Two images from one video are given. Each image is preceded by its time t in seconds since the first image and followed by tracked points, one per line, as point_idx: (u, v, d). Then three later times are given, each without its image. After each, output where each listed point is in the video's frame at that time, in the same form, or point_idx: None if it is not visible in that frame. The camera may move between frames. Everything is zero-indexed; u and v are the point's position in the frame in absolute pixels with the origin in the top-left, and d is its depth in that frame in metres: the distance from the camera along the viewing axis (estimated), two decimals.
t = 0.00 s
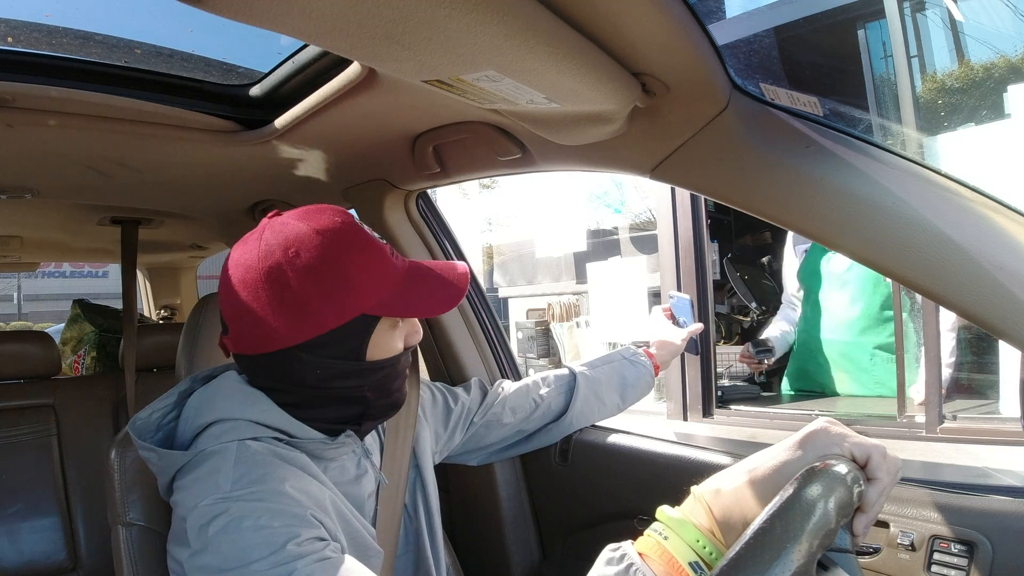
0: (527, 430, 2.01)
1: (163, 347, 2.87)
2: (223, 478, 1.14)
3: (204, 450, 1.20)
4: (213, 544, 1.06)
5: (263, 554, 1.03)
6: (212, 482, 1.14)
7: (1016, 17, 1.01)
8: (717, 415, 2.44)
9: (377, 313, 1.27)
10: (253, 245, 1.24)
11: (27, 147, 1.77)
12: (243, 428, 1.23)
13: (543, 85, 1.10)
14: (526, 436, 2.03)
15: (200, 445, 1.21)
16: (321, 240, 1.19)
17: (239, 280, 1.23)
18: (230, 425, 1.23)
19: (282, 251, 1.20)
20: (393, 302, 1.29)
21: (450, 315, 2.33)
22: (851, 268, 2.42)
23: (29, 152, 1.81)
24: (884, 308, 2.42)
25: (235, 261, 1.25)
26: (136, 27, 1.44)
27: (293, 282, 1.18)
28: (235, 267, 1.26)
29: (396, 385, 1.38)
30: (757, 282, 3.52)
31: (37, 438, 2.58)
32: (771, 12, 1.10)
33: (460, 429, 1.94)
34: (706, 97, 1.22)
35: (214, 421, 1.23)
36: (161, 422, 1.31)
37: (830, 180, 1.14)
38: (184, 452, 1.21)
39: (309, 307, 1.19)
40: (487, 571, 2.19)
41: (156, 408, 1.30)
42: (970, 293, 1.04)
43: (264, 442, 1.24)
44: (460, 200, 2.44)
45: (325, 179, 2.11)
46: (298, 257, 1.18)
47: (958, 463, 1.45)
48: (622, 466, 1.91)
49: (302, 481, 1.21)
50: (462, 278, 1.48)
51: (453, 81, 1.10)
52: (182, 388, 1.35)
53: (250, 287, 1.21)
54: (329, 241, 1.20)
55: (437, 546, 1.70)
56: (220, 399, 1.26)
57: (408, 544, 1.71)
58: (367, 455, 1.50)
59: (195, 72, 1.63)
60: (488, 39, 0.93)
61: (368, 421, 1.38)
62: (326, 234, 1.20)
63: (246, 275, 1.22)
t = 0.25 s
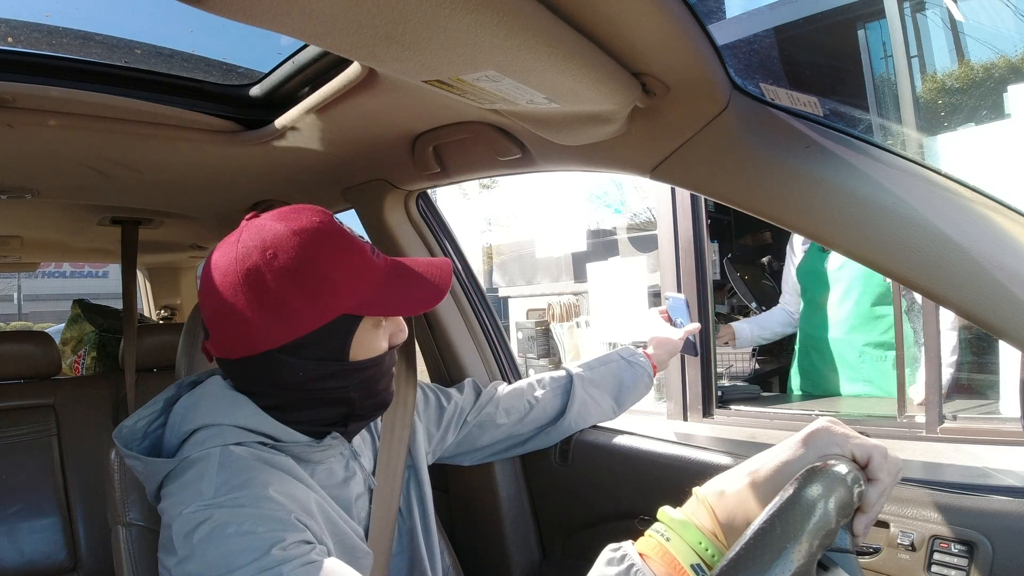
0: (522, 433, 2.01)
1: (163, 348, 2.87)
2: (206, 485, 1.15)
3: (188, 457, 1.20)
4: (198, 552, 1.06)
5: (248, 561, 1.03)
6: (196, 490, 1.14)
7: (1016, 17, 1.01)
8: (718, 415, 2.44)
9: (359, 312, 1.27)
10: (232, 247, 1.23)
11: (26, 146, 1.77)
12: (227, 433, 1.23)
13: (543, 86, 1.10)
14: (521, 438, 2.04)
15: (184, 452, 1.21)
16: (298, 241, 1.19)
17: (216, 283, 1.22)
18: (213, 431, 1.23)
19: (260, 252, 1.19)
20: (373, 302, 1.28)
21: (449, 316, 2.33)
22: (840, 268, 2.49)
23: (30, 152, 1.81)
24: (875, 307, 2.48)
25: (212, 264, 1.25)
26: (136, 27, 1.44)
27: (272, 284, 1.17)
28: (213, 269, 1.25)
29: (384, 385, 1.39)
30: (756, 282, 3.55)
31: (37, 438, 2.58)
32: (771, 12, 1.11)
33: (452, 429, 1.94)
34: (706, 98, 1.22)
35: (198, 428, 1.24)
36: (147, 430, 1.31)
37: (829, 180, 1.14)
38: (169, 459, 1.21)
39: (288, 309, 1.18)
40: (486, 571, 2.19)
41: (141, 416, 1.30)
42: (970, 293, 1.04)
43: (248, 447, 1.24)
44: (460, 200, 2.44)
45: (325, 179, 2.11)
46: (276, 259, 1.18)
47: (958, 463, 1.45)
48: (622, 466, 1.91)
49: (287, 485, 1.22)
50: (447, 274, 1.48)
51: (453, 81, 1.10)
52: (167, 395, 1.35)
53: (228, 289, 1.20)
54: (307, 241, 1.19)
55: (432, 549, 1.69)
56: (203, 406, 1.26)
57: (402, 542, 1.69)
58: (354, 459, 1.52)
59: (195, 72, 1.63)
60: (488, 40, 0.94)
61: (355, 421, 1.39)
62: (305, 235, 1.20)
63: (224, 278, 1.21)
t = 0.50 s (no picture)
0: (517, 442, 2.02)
1: (165, 348, 2.88)
2: (240, 472, 1.14)
3: (221, 444, 1.19)
4: (229, 541, 1.05)
5: (282, 551, 1.03)
6: (230, 476, 1.14)
7: (1016, 18, 1.02)
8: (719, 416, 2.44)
9: (396, 298, 1.28)
10: (282, 235, 1.24)
11: (28, 148, 1.77)
12: (260, 423, 1.22)
13: (544, 86, 1.10)
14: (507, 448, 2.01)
15: (214, 442, 1.20)
16: (349, 228, 1.20)
17: (269, 268, 1.22)
18: (248, 420, 1.22)
19: (312, 239, 1.20)
20: (412, 292, 1.30)
21: (450, 316, 2.33)
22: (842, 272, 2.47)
23: (31, 153, 1.81)
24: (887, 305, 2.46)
25: (263, 252, 1.25)
26: (137, 28, 1.44)
27: (322, 269, 1.18)
28: (264, 256, 1.25)
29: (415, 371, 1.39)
30: (756, 282, 3.67)
31: (39, 439, 2.58)
32: (772, 13, 1.10)
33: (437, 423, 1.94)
34: (707, 99, 1.22)
35: (231, 416, 1.22)
36: (178, 415, 1.29)
37: (830, 181, 1.14)
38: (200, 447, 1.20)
39: (337, 295, 1.19)
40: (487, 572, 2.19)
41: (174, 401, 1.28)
42: (971, 294, 1.04)
43: (278, 436, 1.23)
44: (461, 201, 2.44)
45: (326, 180, 2.11)
46: (328, 244, 1.19)
47: (960, 463, 1.45)
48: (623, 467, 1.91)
49: (318, 475, 1.21)
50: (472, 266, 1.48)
51: (454, 83, 1.10)
52: (201, 381, 1.34)
53: (277, 273, 1.20)
54: (357, 229, 1.21)
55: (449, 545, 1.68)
56: (237, 394, 1.25)
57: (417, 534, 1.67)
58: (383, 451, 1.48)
59: (196, 73, 1.63)
60: (489, 40, 0.94)
61: (385, 408, 1.39)
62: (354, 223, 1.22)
63: (275, 263, 1.22)
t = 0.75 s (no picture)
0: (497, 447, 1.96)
1: (165, 348, 2.88)
2: (210, 494, 1.11)
3: (184, 464, 1.16)
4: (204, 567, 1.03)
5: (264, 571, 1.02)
6: (200, 499, 1.11)
7: (1016, 17, 1.02)
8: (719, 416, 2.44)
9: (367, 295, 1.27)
10: (245, 230, 1.22)
11: (27, 147, 1.77)
12: (227, 437, 1.19)
13: (544, 86, 1.10)
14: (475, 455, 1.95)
15: (177, 460, 1.17)
16: (316, 220, 1.19)
17: (231, 265, 1.19)
18: (212, 435, 1.19)
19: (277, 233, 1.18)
20: (384, 288, 1.29)
21: (450, 316, 2.33)
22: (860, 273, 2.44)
23: (31, 153, 1.81)
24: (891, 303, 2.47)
25: (222, 249, 1.22)
26: (137, 27, 1.44)
27: (291, 262, 1.16)
28: (226, 253, 1.22)
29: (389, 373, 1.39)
30: (757, 282, 3.67)
31: (39, 439, 2.58)
32: (772, 12, 1.10)
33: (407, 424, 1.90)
34: (707, 98, 1.22)
35: (192, 432, 1.19)
36: (133, 432, 1.26)
37: (829, 180, 1.14)
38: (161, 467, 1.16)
39: (304, 288, 1.17)
40: (486, 572, 2.19)
41: (127, 419, 1.24)
42: (971, 294, 1.04)
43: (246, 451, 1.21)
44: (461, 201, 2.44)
45: (326, 180, 2.11)
46: (294, 237, 1.17)
47: (960, 464, 1.45)
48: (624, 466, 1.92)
49: (293, 488, 1.19)
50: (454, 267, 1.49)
51: (454, 83, 1.10)
52: (154, 394, 1.29)
53: (242, 271, 1.17)
54: (327, 222, 1.19)
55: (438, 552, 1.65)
56: (195, 407, 1.21)
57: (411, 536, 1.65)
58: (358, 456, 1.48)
59: (196, 73, 1.63)
60: (488, 40, 0.94)
61: (360, 411, 1.39)
62: (323, 215, 1.20)
63: (237, 259, 1.19)
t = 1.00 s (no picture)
0: (511, 425, 1.88)
1: (166, 348, 2.88)
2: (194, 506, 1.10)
3: (167, 473, 1.14)
4: None
5: None
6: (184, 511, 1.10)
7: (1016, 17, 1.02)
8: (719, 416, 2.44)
9: (358, 299, 1.26)
10: (231, 232, 1.21)
11: (28, 147, 1.77)
12: (212, 445, 1.17)
13: (544, 86, 1.10)
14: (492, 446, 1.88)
15: (160, 469, 1.15)
16: (305, 222, 1.19)
17: (216, 268, 1.19)
18: (196, 444, 1.17)
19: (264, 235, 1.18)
20: (376, 292, 1.28)
21: (450, 316, 2.33)
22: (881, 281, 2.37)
23: (30, 152, 1.81)
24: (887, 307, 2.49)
25: (208, 252, 1.22)
26: (137, 27, 1.44)
27: (279, 264, 1.16)
28: (210, 255, 1.21)
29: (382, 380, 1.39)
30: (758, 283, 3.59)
31: (39, 439, 2.58)
32: (771, 12, 1.11)
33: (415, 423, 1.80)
34: (707, 98, 1.22)
35: (177, 440, 1.17)
36: (116, 439, 1.25)
37: (828, 180, 1.14)
38: (144, 477, 1.15)
39: (293, 291, 1.16)
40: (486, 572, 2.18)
41: (108, 425, 1.23)
42: (970, 294, 1.04)
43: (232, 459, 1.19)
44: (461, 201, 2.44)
45: (325, 180, 2.11)
46: (282, 239, 1.17)
47: (960, 464, 1.45)
48: (624, 466, 1.92)
49: (279, 498, 1.18)
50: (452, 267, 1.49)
51: (454, 83, 1.10)
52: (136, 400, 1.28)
53: (229, 273, 1.17)
54: (315, 224, 1.19)
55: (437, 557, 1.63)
56: (179, 415, 1.20)
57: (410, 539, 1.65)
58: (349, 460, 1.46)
59: (196, 73, 1.63)
60: (488, 40, 0.94)
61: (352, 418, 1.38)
62: (311, 218, 1.19)
63: (223, 262, 1.18)
